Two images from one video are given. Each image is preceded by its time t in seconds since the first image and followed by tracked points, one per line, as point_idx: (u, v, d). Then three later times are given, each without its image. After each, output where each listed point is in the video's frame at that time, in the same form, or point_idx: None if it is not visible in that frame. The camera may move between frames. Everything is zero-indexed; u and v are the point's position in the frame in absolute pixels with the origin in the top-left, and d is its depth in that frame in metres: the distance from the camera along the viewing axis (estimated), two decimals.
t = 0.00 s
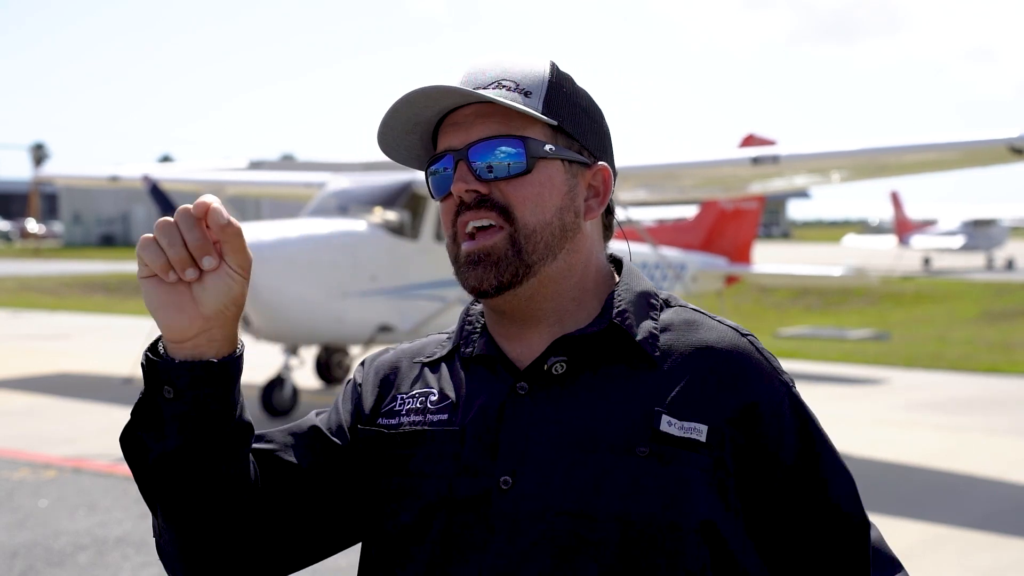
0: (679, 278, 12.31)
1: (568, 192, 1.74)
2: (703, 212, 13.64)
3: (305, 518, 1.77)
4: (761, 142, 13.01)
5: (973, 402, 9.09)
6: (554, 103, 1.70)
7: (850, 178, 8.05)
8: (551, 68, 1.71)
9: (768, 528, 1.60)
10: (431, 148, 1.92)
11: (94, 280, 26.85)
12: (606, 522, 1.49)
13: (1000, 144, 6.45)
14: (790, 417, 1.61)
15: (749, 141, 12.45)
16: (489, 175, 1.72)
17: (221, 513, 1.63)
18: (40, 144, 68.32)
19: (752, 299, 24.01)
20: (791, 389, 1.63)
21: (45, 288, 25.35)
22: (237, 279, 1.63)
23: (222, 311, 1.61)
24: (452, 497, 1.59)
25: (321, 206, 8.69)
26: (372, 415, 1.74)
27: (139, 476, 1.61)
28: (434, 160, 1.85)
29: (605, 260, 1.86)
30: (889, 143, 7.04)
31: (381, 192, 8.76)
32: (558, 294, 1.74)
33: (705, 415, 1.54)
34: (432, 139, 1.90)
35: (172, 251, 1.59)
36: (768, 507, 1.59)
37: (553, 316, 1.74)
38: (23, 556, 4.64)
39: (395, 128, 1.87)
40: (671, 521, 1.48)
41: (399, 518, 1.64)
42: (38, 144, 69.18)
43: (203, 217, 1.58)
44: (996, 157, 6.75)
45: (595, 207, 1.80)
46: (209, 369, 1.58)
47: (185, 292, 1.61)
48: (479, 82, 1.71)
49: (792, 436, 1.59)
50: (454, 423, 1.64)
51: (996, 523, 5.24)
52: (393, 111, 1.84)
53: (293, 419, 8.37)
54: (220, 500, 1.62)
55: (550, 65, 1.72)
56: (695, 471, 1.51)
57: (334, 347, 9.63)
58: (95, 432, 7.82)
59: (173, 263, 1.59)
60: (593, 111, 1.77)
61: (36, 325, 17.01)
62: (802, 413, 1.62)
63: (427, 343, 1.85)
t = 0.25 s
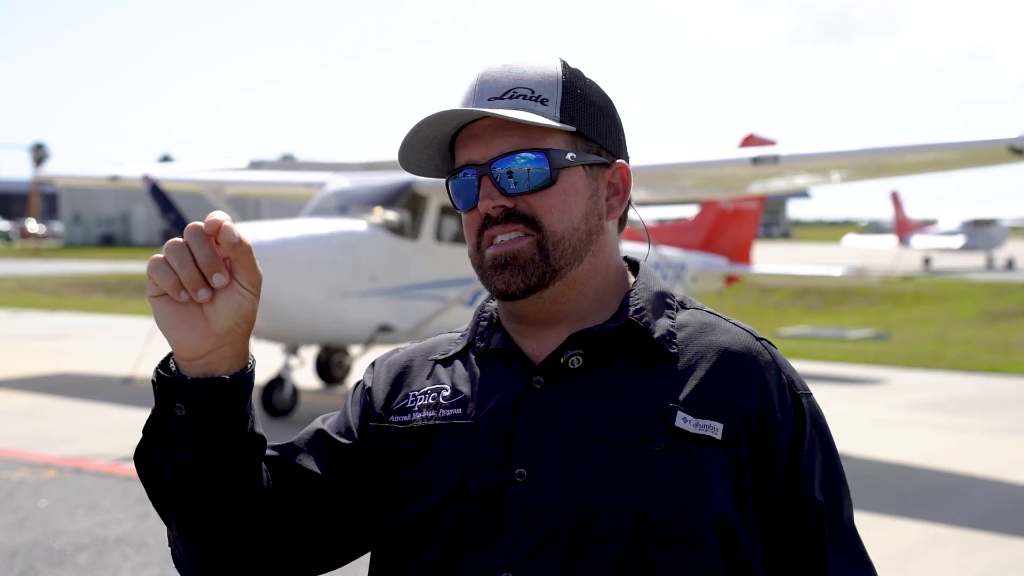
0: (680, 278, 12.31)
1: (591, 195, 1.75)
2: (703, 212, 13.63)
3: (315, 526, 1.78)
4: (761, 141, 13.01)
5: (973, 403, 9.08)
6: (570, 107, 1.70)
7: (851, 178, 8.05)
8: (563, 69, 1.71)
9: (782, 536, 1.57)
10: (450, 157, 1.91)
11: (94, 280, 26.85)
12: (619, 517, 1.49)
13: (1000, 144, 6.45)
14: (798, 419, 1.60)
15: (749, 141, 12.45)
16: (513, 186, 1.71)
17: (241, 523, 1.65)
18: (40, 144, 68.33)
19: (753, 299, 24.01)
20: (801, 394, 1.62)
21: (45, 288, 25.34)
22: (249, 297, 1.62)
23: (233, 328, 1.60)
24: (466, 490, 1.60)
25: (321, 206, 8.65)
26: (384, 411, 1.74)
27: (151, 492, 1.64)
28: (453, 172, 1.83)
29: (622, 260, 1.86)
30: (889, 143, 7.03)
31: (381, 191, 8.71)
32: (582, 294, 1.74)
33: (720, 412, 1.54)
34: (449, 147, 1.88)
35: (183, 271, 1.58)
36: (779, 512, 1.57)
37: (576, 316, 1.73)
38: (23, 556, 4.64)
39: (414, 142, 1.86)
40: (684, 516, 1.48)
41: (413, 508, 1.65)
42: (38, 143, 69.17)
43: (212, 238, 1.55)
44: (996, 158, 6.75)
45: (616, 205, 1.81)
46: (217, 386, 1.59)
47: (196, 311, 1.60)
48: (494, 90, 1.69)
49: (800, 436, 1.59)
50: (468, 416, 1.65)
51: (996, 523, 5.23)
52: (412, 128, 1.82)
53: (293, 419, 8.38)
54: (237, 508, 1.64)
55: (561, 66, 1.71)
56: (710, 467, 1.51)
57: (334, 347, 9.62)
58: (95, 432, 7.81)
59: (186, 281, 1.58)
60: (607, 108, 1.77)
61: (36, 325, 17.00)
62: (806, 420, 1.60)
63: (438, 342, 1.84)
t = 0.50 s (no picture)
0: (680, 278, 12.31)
1: (607, 194, 1.75)
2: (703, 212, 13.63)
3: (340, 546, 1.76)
4: (761, 141, 13.01)
5: (973, 403, 9.07)
6: (596, 107, 1.71)
7: (851, 178, 8.04)
8: (593, 71, 1.72)
9: (795, 535, 1.56)
10: (471, 143, 1.91)
11: (94, 280, 26.83)
12: (627, 520, 1.49)
13: (1000, 144, 6.44)
14: (807, 418, 1.59)
15: (749, 140, 12.45)
16: (530, 176, 1.72)
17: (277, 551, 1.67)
18: (40, 144, 68.33)
19: (753, 299, 24.01)
20: (810, 394, 1.60)
21: (45, 288, 25.33)
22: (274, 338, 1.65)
23: (259, 370, 1.64)
24: (477, 495, 1.60)
25: (321, 206, 8.66)
26: (399, 418, 1.74)
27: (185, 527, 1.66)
28: (474, 156, 1.84)
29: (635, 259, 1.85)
30: (889, 143, 7.03)
31: (381, 191, 8.71)
32: (591, 294, 1.74)
33: (728, 415, 1.53)
34: (473, 132, 1.89)
35: (208, 309, 1.61)
36: (791, 513, 1.56)
37: (584, 315, 1.74)
38: (23, 556, 4.63)
39: (438, 121, 1.86)
40: (693, 519, 1.48)
41: (425, 513, 1.66)
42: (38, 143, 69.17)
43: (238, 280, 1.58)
44: (996, 157, 6.74)
45: (632, 210, 1.81)
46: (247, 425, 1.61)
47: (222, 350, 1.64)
48: (522, 81, 1.71)
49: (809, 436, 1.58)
50: (478, 421, 1.64)
51: (996, 523, 5.23)
52: (439, 104, 1.82)
53: (294, 420, 8.38)
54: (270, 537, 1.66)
55: (592, 67, 1.72)
56: (719, 470, 1.50)
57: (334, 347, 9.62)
58: (95, 432, 7.81)
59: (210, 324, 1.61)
60: (630, 112, 1.78)
61: (36, 325, 17.00)
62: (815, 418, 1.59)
63: (453, 344, 1.84)
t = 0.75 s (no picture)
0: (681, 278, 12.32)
1: (627, 196, 1.73)
2: (703, 212, 13.63)
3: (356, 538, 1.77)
4: (761, 141, 13.02)
5: (974, 403, 9.07)
6: (613, 106, 1.70)
7: (851, 179, 8.04)
8: (610, 70, 1.70)
9: (818, 540, 1.54)
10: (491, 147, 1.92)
11: (94, 280, 26.84)
12: (643, 526, 1.49)
13: (1001, 144, 6.44)
14: (829, 421, 1.55)
15: (749, 140, 12.45)
16: (548, 180, 1.71)
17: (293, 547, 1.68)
18: (40, 145, 68.33)
19: (752, 299, 24.02)
20: (832, 396, 1.57)
21: (44, 288, 25.35)
22: (290, 362, 1.66)
23: (271, 395, 1.63)
24: (497, 498, 1.60)
25: (321, 206, 8.64)
26: (422, 419, 1.76)
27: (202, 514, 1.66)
28: (493, 163, 1.84)
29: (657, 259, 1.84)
30: (889, 143, 7.03)
31: (382, 191, 8.70)
32: (612, 296, 1.73)
33: (747, 420, 1.52)
34: (492, 137, 1.89)
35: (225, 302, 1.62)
36: (812, 518, 1.54)
37: (604, 317, 1.73)
38: (23, 556, 4.63)
39: (456, 129, 1.87)
40: (709, 525, 1.48)
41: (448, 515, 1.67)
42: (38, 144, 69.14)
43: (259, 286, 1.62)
44: (996, 157, 6.74)
45: (652, 210, 1.79)
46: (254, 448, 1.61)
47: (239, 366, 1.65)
48: (540, 84, 1.70)
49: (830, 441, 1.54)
50: (498, 425, 1.65)
51: (997, 523, 5.23)
52: (457, 111, 1.82)
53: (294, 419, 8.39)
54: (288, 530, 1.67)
55: (608, 66, 1.71)
56: (736, 476, 1.50)
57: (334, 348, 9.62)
58: (95, 432, 7.81)
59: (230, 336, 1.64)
60: (649, 110, 1.76)
61: (36, 325, 17.00)
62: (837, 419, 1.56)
63: (476, 343, 1.85)
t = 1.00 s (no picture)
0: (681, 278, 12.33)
1: (645, 200, 1.74)
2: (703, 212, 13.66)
3: (375, 491, 1.79)
4: (761, 141, 13.03)
5: (974, 403, 9.07)
6: (617, 113, 1.70)
7: (850, 179, 8.04)
8: (606, 74, 1.70)
9: (853, 542, 1.56)
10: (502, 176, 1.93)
11: (94, 280, 26.85)
12: (684, 527, 1.50)
13: (1000, 144, 6.45)
14: (867, 423, 1.59)
15: (749, 140, 12.46)
16: (566, 199, 1.71)
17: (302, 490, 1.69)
18: (40, 145, 68.35)
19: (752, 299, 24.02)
20: (869, 398, 1.61)
21: (44, 288, 25.35)
22: (333, 258, 1.68)
23: (309, 281, 1.66)
24: (534, 495, 1.61)
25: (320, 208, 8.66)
26: (455, 407, 1.77)
27: (211, 449, 1.67)
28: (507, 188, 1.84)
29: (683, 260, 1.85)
30: (889, 143, 7.03)
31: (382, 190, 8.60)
32: (644, 302, 1.74)
33: (784, 421, 1.54)
34: (501, 167, 1.90)
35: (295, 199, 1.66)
36: (849, 520, 1.56)
37: (640, 323, 1.74)
38: (23, 556, 4.64)
39: (466, 163, 1.88)
40: (748, 526, 1.49)
41: (481, 511, 1.68)
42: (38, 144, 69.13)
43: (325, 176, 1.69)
44: (996, 158, 6.74)
45: (672, 207, 1.79)
46: (282, 341, 1.62)
47: (284, 251, 1.68)
48: (540, 103, 1.72)
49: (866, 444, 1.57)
50: (535, 422, 1.66)
51: (997, 523, 5.23)
52: (462, 150, 1.84)
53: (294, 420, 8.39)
54: (299, 469, 1.68)
55: (604, 70, 1.71)
56: (775, 478, 1.51)
57: (334, 348, 9.62)
58: (95, 432, 7.81)
59: (284, 218, 1.69)
60: (655, 104, 1.75)
61: (35, 325, 17.00)
62: (876, 423, 1.59)
63: (505, 337, 1.86)
